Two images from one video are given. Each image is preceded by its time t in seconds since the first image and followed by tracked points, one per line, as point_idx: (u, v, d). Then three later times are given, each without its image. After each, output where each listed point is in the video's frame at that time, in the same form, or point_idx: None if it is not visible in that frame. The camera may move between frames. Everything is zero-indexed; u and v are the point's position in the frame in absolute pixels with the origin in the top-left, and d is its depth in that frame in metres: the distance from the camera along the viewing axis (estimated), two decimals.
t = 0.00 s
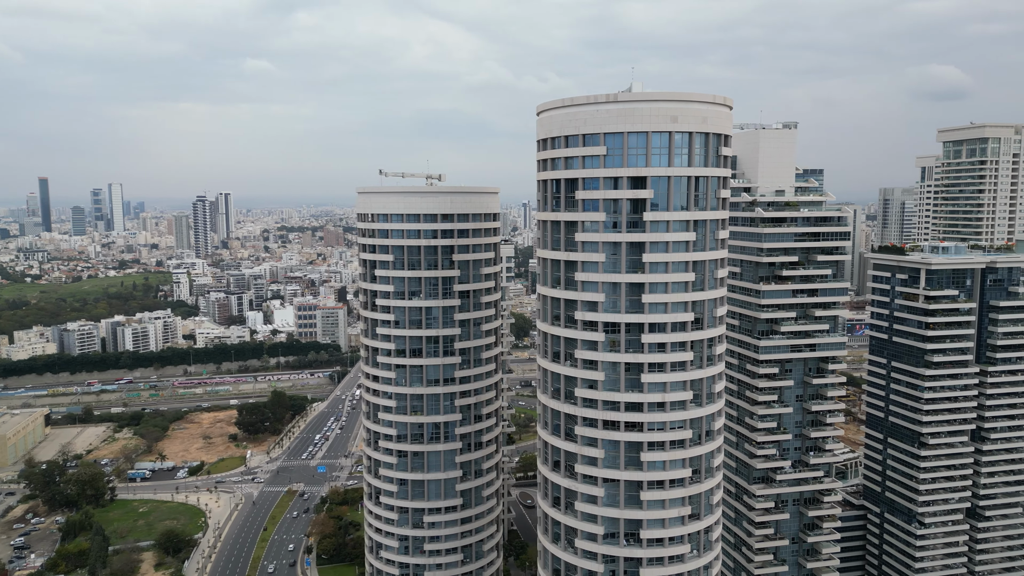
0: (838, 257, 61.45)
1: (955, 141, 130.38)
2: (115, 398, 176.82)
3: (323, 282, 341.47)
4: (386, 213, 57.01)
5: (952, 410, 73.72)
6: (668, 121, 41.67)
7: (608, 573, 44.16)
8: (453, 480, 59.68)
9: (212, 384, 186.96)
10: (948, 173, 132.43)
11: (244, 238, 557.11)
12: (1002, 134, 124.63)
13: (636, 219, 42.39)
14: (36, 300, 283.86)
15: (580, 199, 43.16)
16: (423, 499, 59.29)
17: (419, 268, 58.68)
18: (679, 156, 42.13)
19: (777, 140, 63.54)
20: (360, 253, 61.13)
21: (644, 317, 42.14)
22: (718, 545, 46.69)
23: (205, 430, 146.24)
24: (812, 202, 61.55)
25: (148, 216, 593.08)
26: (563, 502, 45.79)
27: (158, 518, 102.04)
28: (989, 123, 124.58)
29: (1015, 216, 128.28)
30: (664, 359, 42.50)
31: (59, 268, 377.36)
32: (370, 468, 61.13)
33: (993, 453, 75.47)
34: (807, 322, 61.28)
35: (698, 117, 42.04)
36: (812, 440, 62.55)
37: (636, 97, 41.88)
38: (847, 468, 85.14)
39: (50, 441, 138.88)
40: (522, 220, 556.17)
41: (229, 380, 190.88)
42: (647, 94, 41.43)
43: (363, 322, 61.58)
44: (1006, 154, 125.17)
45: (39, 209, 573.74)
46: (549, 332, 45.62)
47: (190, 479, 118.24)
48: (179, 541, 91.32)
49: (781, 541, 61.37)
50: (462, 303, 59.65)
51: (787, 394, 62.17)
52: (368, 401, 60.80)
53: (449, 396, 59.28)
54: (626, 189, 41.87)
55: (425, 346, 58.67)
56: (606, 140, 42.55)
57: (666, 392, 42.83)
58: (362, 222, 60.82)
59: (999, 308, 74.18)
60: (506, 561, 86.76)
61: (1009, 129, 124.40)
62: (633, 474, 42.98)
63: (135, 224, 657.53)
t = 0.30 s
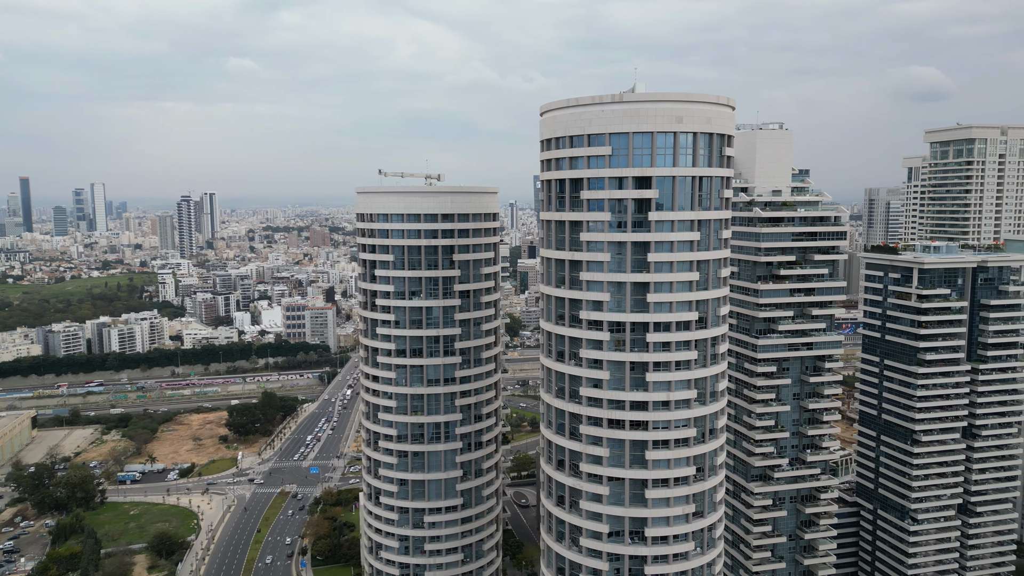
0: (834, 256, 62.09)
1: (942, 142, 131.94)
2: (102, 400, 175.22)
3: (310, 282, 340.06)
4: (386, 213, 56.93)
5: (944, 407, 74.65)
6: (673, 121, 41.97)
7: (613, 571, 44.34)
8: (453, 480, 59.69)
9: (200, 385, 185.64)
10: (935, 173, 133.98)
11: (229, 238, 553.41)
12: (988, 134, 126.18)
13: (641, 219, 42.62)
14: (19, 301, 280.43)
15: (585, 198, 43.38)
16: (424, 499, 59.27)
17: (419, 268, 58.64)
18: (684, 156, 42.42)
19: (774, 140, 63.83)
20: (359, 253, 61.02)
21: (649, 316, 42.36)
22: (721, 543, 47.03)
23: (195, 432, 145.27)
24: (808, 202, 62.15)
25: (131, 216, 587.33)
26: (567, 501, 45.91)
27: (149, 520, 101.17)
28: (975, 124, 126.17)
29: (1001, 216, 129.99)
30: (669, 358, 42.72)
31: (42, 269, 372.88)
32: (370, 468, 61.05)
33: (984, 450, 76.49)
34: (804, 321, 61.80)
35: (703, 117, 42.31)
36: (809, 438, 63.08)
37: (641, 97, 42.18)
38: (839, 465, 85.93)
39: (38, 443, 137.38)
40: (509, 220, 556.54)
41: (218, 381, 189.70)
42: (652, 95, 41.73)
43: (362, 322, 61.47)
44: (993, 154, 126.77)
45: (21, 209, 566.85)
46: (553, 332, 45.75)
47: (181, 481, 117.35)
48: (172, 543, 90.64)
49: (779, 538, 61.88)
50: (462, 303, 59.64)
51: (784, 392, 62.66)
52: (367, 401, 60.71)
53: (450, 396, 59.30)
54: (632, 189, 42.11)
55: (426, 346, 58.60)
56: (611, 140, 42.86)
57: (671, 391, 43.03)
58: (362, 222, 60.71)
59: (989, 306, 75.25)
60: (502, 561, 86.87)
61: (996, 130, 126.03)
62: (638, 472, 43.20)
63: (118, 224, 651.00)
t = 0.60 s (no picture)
0: (830, 256, 62.73)
1: (929, 142, 133.52)
2: (88, 401, 173.44)
3: (297, 282, 338.28)
4: (387, 212, 56.83)
5: (935, 404, 75.64)
6: (678, 122, 42.27)
7: (618, 569, 44.58)
8: (453, 479, 59.73)
9: (189, 386, 184.21)
10: (922, 173, 135.47)
11: (214, 238, 549.10)
12: (975, 135, 127.74)
13: (646, 218, 42.88)
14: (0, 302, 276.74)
15: (589, 198, 43.53)
16: (424, 499, 59.26)
17: (420, 268, 58.60)
18: (688, 156, 42.72)
19: (769, 141, 64.68)
20: (359, 253, 60.88)
21: (655, 315, 42.61)
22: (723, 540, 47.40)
23: (184, 433, 144.20)
24: (805, 202, 62.81)
25: (114, 216, 581.47)
26: (571, 499, 46.06)
27: (141, 522, 100.32)
28: (962, 125, 127.76)
29: (987, 216, 131.67)
30: (674, 357, 43.02)
31: (23, 270, 368.22)
32: (370, 468, 60.94)
33: (975, 446, 77.52)
34: (801, 320, 62.29)
35: (708, 117, 42.62)
36: (805, 436, 63.65)
37: (646, 97, 42.42)
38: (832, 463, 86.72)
39: (24, 446, 135.78)
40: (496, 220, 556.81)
41: (206, 382, 188.33)
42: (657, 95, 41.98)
43: (362, 322, 61.30)
44: (980, 154, 128.36)
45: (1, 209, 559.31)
46: (557, 331, 45.84)
47: (172, 483, 116.37)
48: (165, 546, 89.93)
49: (776, 535, 62.41)
50: (462, 302, 59.65)
51: (782, 391, 63.17)
52: (367, 401, 60.60)
53: (450, 396, 59.31)
54: (637, 189, 42.34)
55: (426, 346, 58.55)
56: (616, 140, 43.02)
57: (675, 389, 43.29)
58: (361, 222, 60.55)
59: (981, 305, 76.34)
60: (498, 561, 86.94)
61: (982, 131, 127.63)
62: (643, 470, 43.49)
63: (101, 224, 644.30)
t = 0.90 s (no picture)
0: (827, 255, 63.35)
1: (917, 143, 135.05)
2: (75, 403, 171.60)
3: (284, 282, 336.40)
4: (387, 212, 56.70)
5: (928, 402, 76.54)
6: (682, 122, 42.53)
7: (622, 567, 44.82)
8: (454, 479, 59.77)
9: (176, 388, 182.72)
10: (910, 174, 136.98)
11: (199, 238, 545.00)
12: (962, 135, 129.23)
13: (650, 218, 43.11)
14: None
15: (594, 198, 43.71)
16: (424, 499, 59.27)
17: (420, 268, 58.58)
18: (692, 156, 42.98)
19: (766, 141, 65.36)
20: (358, 253, 60.73)
21: (659, 314, 42.83)
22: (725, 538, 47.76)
23: (174, 435, 143.07)
24: (801, 202, 63.50)
25: (96, 216, 575.39)
26: (576, 497, 46.28)
27: (132, 525, 99.41)
28: (949, 125, 129.20)
29: (973, 215, 133.19)
30: (678, 356, 43.27)
31: (4, 270, 363.31)
32: (369, 468, 60.85)
33: (966, 443, 78.53)
34: (798, 318, 62.81)
35: (712, 118, 42.90)
36: (802, 433, 64.21)
37: (650, 97, 42.67)
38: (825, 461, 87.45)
39: (11, 448, 134.08)
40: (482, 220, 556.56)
41: (194, 383, 186.90)
42: (662, 95, 42.21)
43: (361, 322, 61.21)
44: (966, 155, 129.84)
45: None
46: (561, 330, 46.02)
47: (163, 485, 115.40)
48: (158, 548, 89.13)
49: (774, 532, 62.95)
50: (463, 302, 59.66)
51: (779, 389, 63.65)
52: (367, 401, 60.54)
53: (451, 396, 59.35)
54: (642, 189, 42.56)
55: (427, 346, 58.50)
56: (620, 140, 43.24)
57: (679, 388, 43.56)
58: (361, 223, 60.40)
59: (971, 303, 77.35)
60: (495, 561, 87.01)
61: (968, 132, 129.12)
62: (647, 469, 43.74)
63: (83, 224, 637.03)
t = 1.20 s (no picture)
0: (824, 254, 63.98)
1: (905, 144, 136.51)
2: (62, 405, 169.82)
3: (272, 282, 334.53)
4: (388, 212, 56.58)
5: (921, 399, 77.30)
6: (687, 122, 42.79)
7: (627, 565, 45.07)
8: (455, 479, 59.80)
9: (165, 389, 181.33)
10: (899, 174, 138.41)
11: (185, 239, 541.09)
12: (950, 136, 130.70)
13: (656, 218, 43.38)
14: None
15: (600, 198, 43.94)
16: (426, 499, 59.27)
17: (421, 268, 58.53)
18: (697, 156, 43.28)
19: (764, 142, 65.97)
20: (358, 253, 60.55)
21: (665, 313, 43.10)
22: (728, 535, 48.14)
23: (164, 436, 142.00)
24: (799, 202, 64.14)
25: (80, 216, 569.49)
26: (580, 496, 46.47)
27: (125, 527, 98.56)
28: (937, 126, 130.65)
29: (961, 216, 134.70)
30: (683, 355, 43.55)
31: None
32: (370, 469, 60.78)
33: (959, 440, 79.42)
34: (795, 317, 63.39)
35: (717, 118, 43.20)
36: (800, 431, 64.79)
37: (656, 98, 42.94)
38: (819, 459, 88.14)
39: None
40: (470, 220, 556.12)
41: (183, 384, 185.54)
42: (667, 95, 42.49)
43: (362, 322, 61.11)
44: (954, 156, 131.38)
45: None
46: (566, 330, 46.17)
47: (155, 487, 114.44)
48: (152, 550, 88.45)
49: (772, 530, 63.44)
50: (464, 302, 59.69)
51: (777, 387, 64.14)
52: (368, 401, 60.43)
53: (452, 395, 59.37)
54: (648, 189, 42.85)
55: (428, 345, 58.49)
56: (626, 140, 43.49)
57: (685, 387, 43.84)
58: (361, 222, 60.24)
59: (963, 302, 78.32)
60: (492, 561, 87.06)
61: (956, 133, 130.59)
62: (653, 467, 43.99)
63: (66, 224, 630.58)
